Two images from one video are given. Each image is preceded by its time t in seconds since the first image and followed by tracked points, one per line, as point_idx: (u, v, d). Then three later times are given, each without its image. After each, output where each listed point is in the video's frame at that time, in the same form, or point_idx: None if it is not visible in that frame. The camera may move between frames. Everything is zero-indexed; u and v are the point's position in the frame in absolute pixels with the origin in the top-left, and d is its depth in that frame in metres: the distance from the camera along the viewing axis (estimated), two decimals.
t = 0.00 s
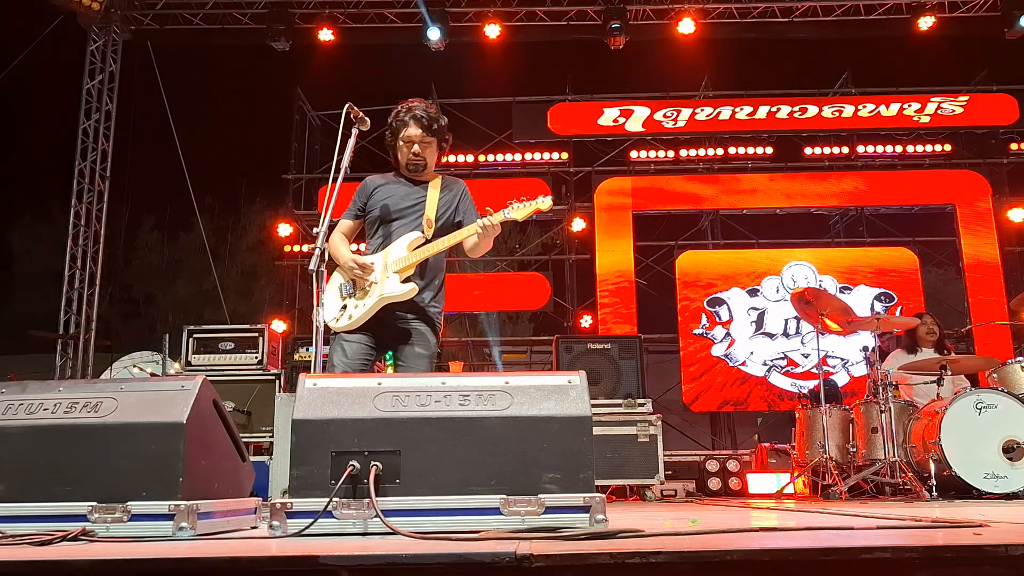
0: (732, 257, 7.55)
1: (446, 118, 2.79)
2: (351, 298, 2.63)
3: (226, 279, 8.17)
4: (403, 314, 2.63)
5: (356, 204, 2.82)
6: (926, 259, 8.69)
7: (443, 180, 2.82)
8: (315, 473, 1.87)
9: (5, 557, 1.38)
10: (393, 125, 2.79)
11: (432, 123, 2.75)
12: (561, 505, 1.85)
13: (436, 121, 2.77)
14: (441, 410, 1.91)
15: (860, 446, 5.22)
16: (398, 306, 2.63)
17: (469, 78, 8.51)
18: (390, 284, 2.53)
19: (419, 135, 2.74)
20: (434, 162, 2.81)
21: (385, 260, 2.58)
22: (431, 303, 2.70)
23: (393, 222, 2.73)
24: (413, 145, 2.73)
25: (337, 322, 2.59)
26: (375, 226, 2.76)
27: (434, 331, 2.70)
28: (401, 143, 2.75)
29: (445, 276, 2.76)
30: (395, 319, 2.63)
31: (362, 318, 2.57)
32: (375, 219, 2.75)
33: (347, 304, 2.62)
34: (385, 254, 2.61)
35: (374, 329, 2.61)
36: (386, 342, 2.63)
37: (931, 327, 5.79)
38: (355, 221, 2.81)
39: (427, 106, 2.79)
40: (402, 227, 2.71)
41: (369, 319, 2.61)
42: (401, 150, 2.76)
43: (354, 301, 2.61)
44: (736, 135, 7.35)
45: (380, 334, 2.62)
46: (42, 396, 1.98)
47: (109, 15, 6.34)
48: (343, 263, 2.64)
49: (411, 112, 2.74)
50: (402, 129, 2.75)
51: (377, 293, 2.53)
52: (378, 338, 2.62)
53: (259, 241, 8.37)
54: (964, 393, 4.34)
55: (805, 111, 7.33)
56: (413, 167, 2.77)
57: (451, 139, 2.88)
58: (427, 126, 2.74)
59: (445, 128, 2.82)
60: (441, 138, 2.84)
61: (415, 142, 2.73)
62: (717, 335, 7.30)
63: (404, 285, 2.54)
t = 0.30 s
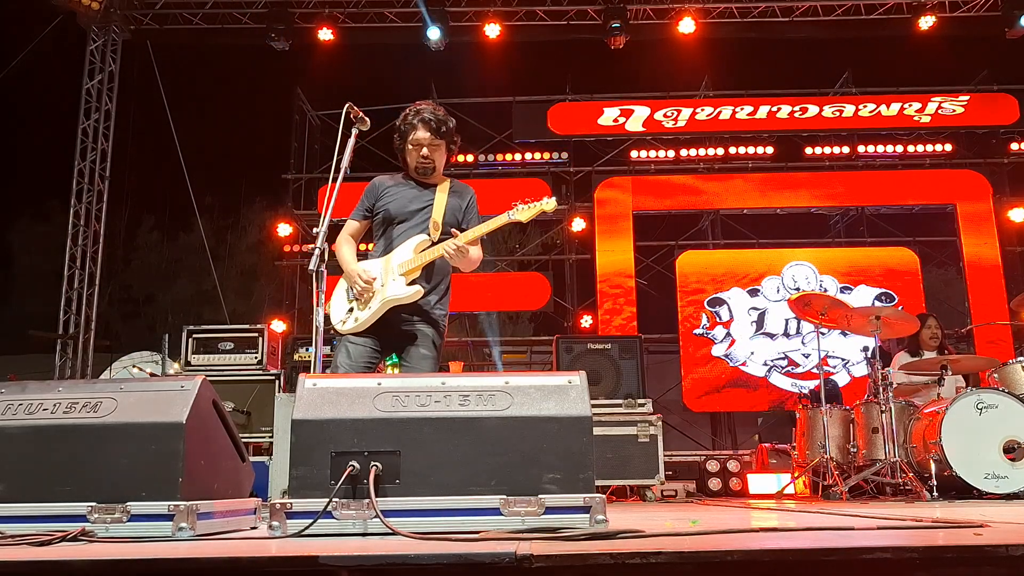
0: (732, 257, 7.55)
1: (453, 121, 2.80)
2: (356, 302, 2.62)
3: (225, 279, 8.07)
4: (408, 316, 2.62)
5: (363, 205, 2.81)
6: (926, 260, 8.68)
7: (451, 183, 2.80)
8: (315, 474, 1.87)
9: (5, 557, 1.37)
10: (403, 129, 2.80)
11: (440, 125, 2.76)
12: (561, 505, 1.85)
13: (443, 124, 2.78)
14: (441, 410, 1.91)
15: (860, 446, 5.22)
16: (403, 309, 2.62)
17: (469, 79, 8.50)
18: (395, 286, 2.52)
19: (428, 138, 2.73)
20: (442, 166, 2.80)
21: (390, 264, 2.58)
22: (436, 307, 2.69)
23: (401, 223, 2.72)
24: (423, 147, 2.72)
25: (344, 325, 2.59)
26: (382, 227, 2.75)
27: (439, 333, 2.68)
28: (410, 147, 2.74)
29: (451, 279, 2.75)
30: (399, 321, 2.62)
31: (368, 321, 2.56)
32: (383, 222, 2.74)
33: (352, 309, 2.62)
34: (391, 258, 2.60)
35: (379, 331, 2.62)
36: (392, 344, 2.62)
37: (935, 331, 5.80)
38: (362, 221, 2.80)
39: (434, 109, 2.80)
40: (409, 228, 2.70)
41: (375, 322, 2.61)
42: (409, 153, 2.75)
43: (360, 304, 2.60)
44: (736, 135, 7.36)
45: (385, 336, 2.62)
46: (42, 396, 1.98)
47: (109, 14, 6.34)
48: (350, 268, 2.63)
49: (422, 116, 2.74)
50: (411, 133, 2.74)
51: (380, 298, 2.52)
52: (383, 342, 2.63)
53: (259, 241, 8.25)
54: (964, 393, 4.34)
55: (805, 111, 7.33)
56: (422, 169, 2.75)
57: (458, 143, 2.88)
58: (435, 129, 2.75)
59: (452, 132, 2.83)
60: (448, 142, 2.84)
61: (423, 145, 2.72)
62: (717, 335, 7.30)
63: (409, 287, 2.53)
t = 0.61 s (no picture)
0: (732, 257, 7.56)
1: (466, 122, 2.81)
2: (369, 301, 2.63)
3: (225, 279, 8.11)
4: (419, 315, 2.62)
5: (375, 206, 2.81)
6: (926, 259, 8.68)
7: (462, 182, 2.80)
8: (315, 474, 1.87)
9: (5, 557, 1.37)
10: (414, 127, 2.81)
11: (452, 125, 2.77)
12: (561, 505, 1.85)
13: (456, 124, 2.79)
14: (441, 410, 1.91)
15: (860, 446, 5.21)
16: (413, 306, 2.62)
17: (469, 79, 8.51)
18: (406, 285, 2.54)
19: (440, 136, 2.74)
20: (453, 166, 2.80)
21: (400, 263, 2.60)
22: (446, 305, 2.69)
23: (412, 222, 2.72)
24: (435, 145, 2.73)
25: (357, 324, 2.60)
26: (394, 227, 2.75)
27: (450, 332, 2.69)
28: (422, 143, 2.75)
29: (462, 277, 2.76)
30: (411, 319, 2.61)
31: (380, 319, 2.58)
32: (395, 221, 2.74)
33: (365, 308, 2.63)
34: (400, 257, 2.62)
35: (391, 329, 2.61)
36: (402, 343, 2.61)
37: (930, 328, 5.75)
38: (374, 222, 2.80)
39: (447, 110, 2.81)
40: (420, 227, 2.70)
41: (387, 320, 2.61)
42: (421, 150, 2.75)
43: (372, 303, 2.62)
44: (736, 135, 7.35)
45: (397, 335, 2.61)
46: (42, 396, 1.97)
47: (109, 14, 6.35)
48: (360, 267, 2.65)
49: (434, 112, 2.76)
50: (423, 131, 2.75)
51: (392, 296, 2.54)
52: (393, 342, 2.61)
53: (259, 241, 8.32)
54: (964, 393, 4.33)
55: (805, 111, 7.32)
56: (432, 167, 2.75)
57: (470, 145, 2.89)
58: (448, 127, 2.75)
59: (464, 133, 2.84)
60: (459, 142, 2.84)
61: (436, 141, 2.73)
62: (717, 335, 7.30)
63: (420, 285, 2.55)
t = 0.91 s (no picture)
0: (732, 256, 7.56)
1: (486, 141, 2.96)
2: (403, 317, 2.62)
3: (225, 279, 8.08)
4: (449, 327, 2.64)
5: (396, 216, 2.76)
6: (926, 259, 8.68)
7: (479, 189, 2.81)
8: (315, 474, 1.87)
9: (5, 557, 1.37)
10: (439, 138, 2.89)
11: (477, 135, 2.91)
12: (560, 505, 1.85)
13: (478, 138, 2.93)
14: (441, 410, 1.91)
15: (860, 446, 5.22)
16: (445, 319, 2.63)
17: (469, 80, 8.51)
18: (441, 306, 2.54)
19: (469, 135, 2.84)
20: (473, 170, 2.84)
21: (434, 277, 2.58)
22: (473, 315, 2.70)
23: (437, 233, 2.69)
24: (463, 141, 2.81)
25: (397, 343, 2.61)
26: (417, 237, 2.72)
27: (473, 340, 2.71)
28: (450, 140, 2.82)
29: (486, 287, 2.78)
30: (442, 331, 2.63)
31: (419, 339, 2.58)
32: (419, 231, 2.69)
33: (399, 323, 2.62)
34: (432, 269, 2.61)
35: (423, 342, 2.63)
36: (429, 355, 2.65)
37: (930, 331, 5.80)
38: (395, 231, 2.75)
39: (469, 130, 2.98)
40: (445, 238, 2.68)
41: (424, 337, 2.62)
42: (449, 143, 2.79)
43: (407, 323, 2.60)
44: (736, 135, 7.36)
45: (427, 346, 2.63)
46: (42, 396, 1.98)
47: (109, 14, 6.36)
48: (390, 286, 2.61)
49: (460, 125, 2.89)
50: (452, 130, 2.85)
51: (429, 313, 2.53)
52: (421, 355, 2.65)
53: (259, 241, 8.25)
54: (964, 393, 4.33)
55: (805, 111, 7.33)
56: (459, 160, 2.77)
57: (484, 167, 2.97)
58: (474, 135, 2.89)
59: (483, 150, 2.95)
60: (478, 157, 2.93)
61: (465, 138, 2.81)
62: (717, 335, 7.30)
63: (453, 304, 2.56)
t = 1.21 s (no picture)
0: (732, 256, 7.56)
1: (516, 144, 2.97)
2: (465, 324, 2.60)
3: (225, 279, 8.09)
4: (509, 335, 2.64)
5: (442, 219, 2.67)
6: (926, 260, 8.68)
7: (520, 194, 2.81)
8: (315, 474, 1.87)
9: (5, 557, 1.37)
10: (473, 140, 2.84)
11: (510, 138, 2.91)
12: (560, 505, 1.85)
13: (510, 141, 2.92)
14: (441, 410, 1.91)
15: (860, 446, 5.21)
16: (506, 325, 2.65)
17: (469, 80, 8.51)
18: (507, 309, 2.56)
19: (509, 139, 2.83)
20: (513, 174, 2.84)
21: (495, 283, 2.58)
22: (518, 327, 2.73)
23: (492, 239, 2.65)
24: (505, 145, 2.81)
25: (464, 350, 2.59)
26: (468, 242, 2.66)
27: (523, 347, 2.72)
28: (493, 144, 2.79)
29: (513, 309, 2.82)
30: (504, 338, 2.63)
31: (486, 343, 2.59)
32: (472, 236, 2.63)
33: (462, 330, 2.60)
34: (493, 274, 2.60)
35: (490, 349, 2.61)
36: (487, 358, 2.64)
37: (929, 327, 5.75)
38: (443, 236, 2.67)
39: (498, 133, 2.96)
40: (500, 245, 2.65)
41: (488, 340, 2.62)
42: (494, 147, 2.77)
43: (472, 328, 2.60)
44: (735, 135, 7.36)
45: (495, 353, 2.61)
46: (41, 396, 1.98)
47: (109, 14, 6.37)
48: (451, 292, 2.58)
49: (493, 127, 2.87)
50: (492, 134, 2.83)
51: (497, 316, 2.55)
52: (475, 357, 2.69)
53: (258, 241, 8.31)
54: (964, 393, 4.33)
55: (805, 111, 7.33)
56: (503, 164, 2.76)
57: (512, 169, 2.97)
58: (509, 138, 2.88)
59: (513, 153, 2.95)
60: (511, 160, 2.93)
61: (507, 142, 2.80)
62: (717, 335, 7.30)
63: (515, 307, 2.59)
